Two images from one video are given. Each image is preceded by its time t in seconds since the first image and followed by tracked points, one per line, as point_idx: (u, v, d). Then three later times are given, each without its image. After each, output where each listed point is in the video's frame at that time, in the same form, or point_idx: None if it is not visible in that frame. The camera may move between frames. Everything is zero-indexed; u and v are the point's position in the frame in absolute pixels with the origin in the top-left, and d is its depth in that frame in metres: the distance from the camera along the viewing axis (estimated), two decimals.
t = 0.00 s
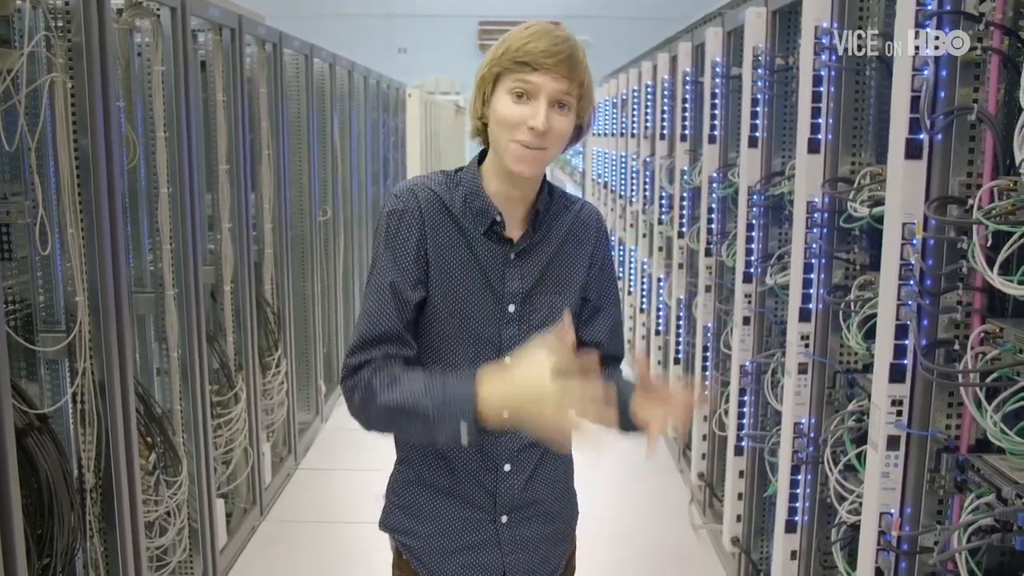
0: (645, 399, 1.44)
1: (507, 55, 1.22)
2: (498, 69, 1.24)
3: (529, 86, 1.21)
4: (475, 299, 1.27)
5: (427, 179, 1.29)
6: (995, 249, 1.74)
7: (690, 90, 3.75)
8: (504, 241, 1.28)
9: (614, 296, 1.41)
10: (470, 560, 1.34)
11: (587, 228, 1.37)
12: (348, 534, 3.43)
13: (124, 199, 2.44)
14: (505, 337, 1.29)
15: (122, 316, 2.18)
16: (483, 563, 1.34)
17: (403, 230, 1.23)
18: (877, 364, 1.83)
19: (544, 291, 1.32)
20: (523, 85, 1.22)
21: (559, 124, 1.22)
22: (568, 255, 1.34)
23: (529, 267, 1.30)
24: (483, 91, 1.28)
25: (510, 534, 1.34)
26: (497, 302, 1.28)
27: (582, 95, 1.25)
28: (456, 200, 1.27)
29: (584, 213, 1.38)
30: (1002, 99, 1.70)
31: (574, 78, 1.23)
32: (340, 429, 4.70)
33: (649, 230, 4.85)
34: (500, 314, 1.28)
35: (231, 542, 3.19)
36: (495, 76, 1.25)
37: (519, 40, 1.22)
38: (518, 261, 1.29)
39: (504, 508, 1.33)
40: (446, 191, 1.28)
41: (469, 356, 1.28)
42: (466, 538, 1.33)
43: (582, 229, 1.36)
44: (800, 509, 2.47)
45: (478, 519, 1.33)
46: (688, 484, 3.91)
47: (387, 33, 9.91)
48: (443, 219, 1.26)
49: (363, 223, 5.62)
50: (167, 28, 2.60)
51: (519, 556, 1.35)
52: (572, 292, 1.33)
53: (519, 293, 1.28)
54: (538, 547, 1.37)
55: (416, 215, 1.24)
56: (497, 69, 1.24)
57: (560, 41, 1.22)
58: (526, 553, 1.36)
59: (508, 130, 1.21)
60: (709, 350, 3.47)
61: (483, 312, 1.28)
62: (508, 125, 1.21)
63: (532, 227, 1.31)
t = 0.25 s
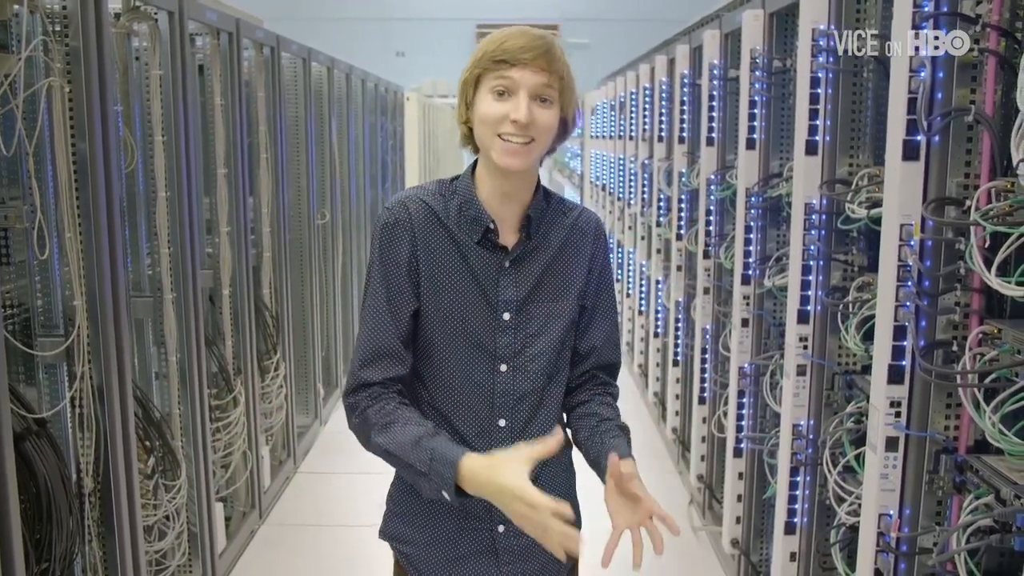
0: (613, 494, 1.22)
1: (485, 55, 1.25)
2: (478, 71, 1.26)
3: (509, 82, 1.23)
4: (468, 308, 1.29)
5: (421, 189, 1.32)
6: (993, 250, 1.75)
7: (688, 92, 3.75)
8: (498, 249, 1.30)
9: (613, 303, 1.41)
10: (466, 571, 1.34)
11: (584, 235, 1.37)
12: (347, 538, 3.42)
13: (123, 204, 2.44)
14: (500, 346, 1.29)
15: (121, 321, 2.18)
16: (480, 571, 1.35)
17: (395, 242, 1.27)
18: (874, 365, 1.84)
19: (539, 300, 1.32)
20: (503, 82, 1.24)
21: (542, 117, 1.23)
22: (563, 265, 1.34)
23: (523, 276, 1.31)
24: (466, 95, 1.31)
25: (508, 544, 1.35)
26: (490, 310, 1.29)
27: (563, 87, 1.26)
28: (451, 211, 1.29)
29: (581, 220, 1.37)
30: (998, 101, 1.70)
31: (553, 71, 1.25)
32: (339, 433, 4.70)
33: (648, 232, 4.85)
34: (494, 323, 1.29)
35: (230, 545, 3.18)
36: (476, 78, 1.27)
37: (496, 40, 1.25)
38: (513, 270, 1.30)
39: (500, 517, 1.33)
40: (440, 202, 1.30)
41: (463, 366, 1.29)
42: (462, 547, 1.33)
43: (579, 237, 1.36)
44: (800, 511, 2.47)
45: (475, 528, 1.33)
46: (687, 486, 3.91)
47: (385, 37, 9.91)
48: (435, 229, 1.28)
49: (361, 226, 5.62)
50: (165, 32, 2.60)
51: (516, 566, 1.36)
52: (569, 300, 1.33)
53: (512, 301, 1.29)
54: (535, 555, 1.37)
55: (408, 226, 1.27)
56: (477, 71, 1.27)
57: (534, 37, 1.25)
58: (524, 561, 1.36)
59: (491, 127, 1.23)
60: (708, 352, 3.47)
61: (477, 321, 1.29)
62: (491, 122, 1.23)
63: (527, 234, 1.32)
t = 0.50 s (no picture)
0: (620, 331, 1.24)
1: (470, 42, 1.28)
2: (465, 58, 1.29)
3: (494, 64, 1.26)
4: (466, 294, 1.30)
5: (418, 181, 1.37)
6: (991, 251, 1.75)
7: (686, 93, 3.76)
8: (496, 237, 1.30)
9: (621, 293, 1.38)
10: (472, 559, 1.34)
11: (584, 224, 1.36)
12: (345, 538, 3.42)
13: (121, 204, 2.44)
14: (499, 334, 1.30)
15: (120, 321, 2.18)
16: (480, 562, 1.34)
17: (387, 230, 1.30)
18: (873, 366, 1.84)
19: (539, 288, 1.32)
20: (489, 64, 1.26)
21: (529, 95, 1.25)
22: (563, 254, 1.33)
23: (522, 264, 1.31)
24: (456, 85, 1.33)
25: (505, 534, 1.34)
26: (489, 297, 1.30)
27: (549, 65, 1.28)
28: (449, 201, 1.33)
29: (580, 210, 1.37)
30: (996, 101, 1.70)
31: (537, 49, 1.27)
32: (338, 433, 4.70)
33: (647, 233, 4.85)
34: (493, 310, 1.30)
35: (228, 545, 3.18)
36: (463, 65, 1.30)
37: (480, 28, 1.28)
38: (512, 257, 1.31)
39: (499, 506, 1.33)
40: (438, 193, 1.35)
41: (462, 353, 1.30)
42: (461, 539, 1.33)
43: (580, 227, 1.35)
44: (799, 512, 2.46)
45: (473, 522, 1.33)
46: (685, 486, 3.91)
47: (384, 37, 9.91)
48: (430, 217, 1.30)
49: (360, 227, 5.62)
50: (163, 31, 2.60)
51: (514, 558, 1.34)
52: (570, 288, 1.32)
53: (512, 288, 1.29)
54: (535, 549, 1.35)
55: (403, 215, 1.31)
56: (464, 58, 1.30)
57: (516, 20, 1.28)
58: (524, 553, 1.35)
59: (480, 108, 1.25)
60: (707, 352, 3.47)
61: (476, 307, 1.30)
62: (479, 103, 1.25)
63: (525, 222, 1.32)
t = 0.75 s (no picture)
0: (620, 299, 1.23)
1: (467, 48, 1.28)
2: (462, 64, 1.29)
3: (490, 72, 1.26)
4: (464, 292, 1.30)
5: (414, 180, 1.35)
6: (994, 254, 1.74)
7: (690, 95, 3.75)
8: (493, 236, 1.30)
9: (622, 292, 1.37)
10: (469, 559, 1.34)
11: (583, 223, 1.35)
12: (347, 538, 3.42)
13: (125, 205, 2.45)
14: (497, 332, 1.30)
15: (123, 321, 2.18)
16: (479, 563, 1.34)
17: (382, 229, 1.30)
18: (876, 368, 1.83)
19: (537, 286, 1.32)
20: (485, 72, 1.26)
21: (525, 104, 1.25)
22: (561, 252, 1.33)
23: (520, 262, 1.31)
24: (453, 89, 1.33)
25: (504, 533, 1.34)
26: (488, 295, 1.30)
27: (546, 72, 1.27)
28: (445, 200, 1.32)
29: (580, 209, 1.36)
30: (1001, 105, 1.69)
31: (533, 56, 1.27)
32: (340, 433, 4.70)
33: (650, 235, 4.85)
34: (491, 308, 1.30)
35: (231, 545, 3.19)
36: (460, 70, 1.30)
37: (477, 32, 1.28)
38: (510, 255, 1.31)
39: (497, 505, 1.33)
40: (434, 193, 1.33)
41: (460, 351, 1.30)
42: (461, 540, 1.33)
43: (579, 224, 1.35)
44: (801, 514, 2.46)
45: (473, 521, 1.33)
46: (688, 489, 3.91)
47: (388, 37, 9.91)
48: (426, 216, 1.31)
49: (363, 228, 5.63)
50: (168, 32, 2.61)
51: (513, 557, 1.34)
52: (569, 286, 1.32)
53: (509, 286, 1.30)
54: (534, 549, 1.35)
55: (398, 214, 1.30)
56: (461, 64, 1.30)
57: (513, 25, 1.27)
58: (524, 553, 1.35)
59: (476, 118, 1.26)
60: (709, 354, 3.46)
61: (475, 305, 1.30)
62: (475, 113, 1.26)
63: (524, 220, 1.32)
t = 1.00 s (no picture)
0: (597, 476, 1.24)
1: (460, 57, 1.29)
2: (456, 72, 1.30)
3: (484, 81, 1.27)
4: (463, 305, 1.31)
5: (412, 192, 1.35)
6: (998, 257, 1.74)
7: (693, 97, 3.76)
8: (491, 249, 1.31)
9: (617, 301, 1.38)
10: (467, 565, 1.34)
11: (581, 232, 1.35)
12: (351, 542, 3.42)
13: (129, 208, 2.46)
14: (495, 344, 1.30)
15: (128, 324, 2.19)
16: (478, 569, 1.34)
17: (382, 245, 1.31)
18: (880, 371, 1.83)
19: (535, 297, 1.32)
20: (478, 81, 1.27)
21: (518, 114, 1.26)
22: (559, 264, 1.33)
23: (518, 274, 1.31)
24: (448, 97, 1.34)
25: (504, 541, 1.33)
26: (486, 307, 1.31)
27: (540, 80, 1.28)
28: (443, 213, 1.32)
29: (579, 217, 1.36)
30: (1004, 107, 1.69)
31: (526, 65, 1.27)
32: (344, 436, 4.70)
33: (653, 237, 4.85)
34: (489, 320, 1.30)
35: (234, 548, 3.19)
36: (455, 79, 1.31)
37: (469, 41, 1.28)
38: (507, 267, 1.31)
39: (497, 514, 1.32)
40: (432, 206, 1.33)
41: (459, 363, 1.31)
42: (460, 545, 1.33)
43: (577, 234, 1.35)
44: (805, 517, 2.46)
45: (473, 527, 1.33)
46: (691, 492, 3.90)
47: (392, 40, 9.92)
48: (425, 230, 1.31)
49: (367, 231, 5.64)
50: (172, 35, 2.62)
51: (513, 564, 1.34)
52: (566, 298, 1.32)
53: (507, 298, 1.30)
54: (534, 555, 1.35)
55: (396, 228, 1.31)
56: (455, 72, 1.31)
57: (506, 33, 1.27)
58: (523, 559, 1.34)
59: (470, 127, 1.27)
60: (713, 357, 3.46)
61: (473, 318, 1.30)
62: (470, 123, 1.27)
63: (521, 232, 1.32)
